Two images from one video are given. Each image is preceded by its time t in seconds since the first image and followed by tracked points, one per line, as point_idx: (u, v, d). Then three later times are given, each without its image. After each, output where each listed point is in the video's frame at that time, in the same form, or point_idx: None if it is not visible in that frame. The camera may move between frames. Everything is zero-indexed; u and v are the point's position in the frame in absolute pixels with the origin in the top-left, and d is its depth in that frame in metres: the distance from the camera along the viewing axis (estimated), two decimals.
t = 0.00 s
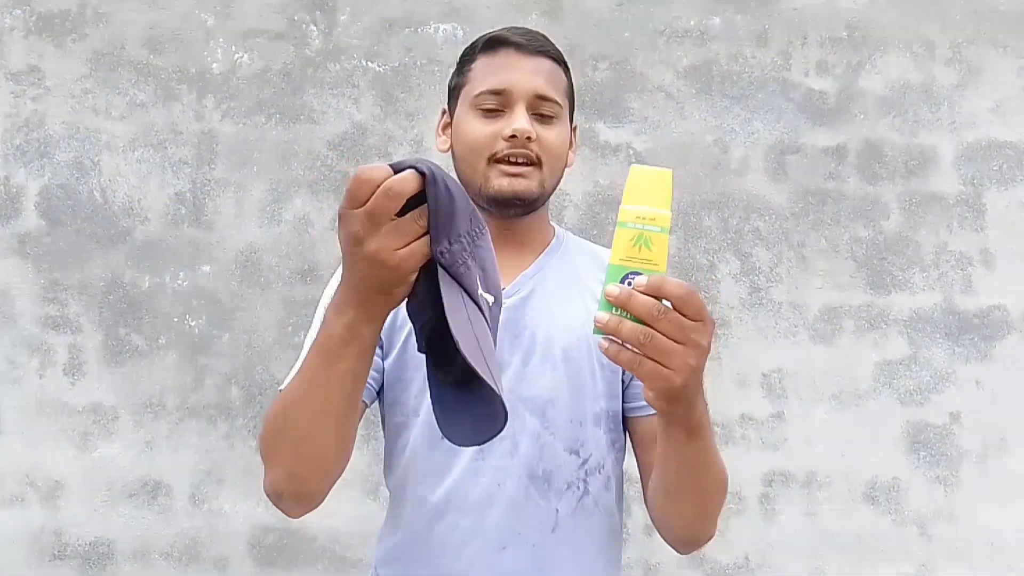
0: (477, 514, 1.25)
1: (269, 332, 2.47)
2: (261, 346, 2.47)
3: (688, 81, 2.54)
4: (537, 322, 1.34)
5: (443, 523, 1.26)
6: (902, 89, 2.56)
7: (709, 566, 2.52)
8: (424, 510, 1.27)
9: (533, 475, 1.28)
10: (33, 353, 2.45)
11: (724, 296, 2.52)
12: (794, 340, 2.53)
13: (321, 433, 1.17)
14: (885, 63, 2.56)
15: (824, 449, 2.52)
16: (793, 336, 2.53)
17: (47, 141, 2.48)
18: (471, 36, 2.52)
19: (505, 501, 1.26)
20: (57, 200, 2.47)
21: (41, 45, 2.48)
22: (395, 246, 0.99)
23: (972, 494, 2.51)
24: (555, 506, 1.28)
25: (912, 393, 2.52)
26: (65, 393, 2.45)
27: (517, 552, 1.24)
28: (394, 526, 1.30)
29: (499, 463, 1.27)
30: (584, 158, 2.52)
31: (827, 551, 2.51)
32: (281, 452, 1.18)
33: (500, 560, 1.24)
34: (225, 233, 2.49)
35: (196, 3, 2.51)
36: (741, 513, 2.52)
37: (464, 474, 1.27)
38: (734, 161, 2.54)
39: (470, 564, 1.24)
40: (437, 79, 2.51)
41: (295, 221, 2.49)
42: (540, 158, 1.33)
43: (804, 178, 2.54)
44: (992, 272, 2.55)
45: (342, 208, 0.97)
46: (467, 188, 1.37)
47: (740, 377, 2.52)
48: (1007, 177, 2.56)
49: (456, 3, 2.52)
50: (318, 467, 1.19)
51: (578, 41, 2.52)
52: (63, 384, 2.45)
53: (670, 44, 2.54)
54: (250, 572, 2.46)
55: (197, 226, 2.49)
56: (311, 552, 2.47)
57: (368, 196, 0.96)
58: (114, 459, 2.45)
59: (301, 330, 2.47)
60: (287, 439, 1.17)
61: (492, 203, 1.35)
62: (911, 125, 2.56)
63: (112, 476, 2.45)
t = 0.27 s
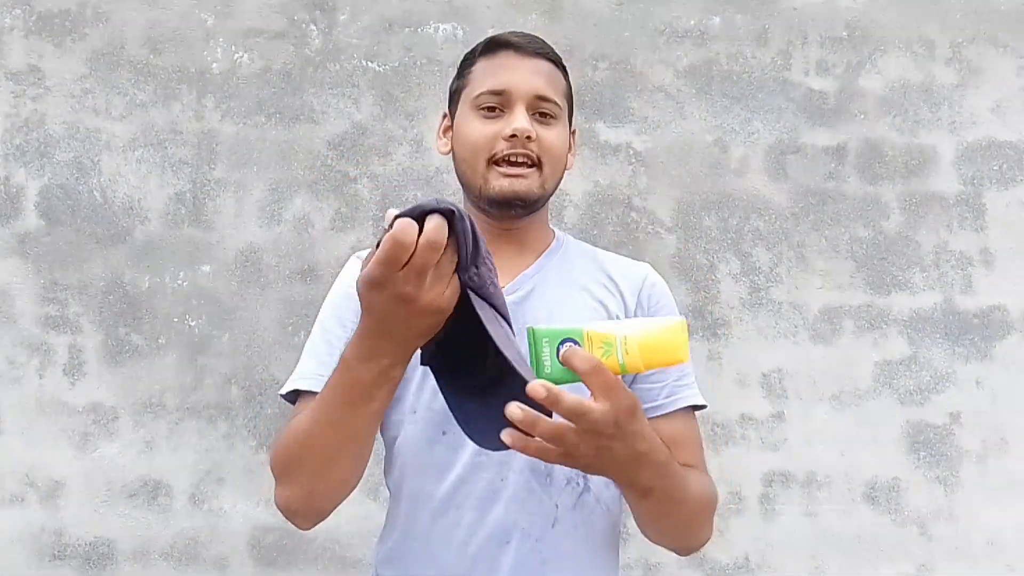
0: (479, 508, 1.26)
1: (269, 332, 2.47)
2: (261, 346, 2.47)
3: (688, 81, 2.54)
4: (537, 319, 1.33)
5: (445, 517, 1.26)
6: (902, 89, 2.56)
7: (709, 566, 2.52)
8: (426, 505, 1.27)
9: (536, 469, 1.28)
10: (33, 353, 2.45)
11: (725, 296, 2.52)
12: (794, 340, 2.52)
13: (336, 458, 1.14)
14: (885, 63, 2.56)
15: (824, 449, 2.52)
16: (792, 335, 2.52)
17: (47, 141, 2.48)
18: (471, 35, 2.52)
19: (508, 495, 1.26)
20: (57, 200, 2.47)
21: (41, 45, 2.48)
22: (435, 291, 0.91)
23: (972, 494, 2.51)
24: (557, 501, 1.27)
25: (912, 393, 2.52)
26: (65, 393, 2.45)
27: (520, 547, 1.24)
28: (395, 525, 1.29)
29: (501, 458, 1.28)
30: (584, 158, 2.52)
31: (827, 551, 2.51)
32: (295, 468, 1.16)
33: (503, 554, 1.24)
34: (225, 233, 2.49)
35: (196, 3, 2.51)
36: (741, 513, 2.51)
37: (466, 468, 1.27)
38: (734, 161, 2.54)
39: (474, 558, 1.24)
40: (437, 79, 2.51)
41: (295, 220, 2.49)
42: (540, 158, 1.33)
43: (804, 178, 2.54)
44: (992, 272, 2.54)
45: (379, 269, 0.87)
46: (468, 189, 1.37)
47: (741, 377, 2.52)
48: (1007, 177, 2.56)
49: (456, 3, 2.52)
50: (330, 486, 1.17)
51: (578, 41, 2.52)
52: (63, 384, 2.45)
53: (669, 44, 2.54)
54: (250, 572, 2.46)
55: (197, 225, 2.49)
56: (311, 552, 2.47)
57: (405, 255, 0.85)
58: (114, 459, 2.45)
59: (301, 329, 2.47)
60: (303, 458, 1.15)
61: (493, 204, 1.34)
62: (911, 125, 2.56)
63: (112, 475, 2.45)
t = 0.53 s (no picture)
0: (478, 512, 1.26)
1: (269, 332, 2.47)
2: (261, 346, 2.47)
3: (688, 82, 2.54)
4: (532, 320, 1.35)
5: (444, 521, 1.26)
6: (902, 90, 2.56)
7: (709, 566, 2.52)
8: (424, 509, 1.27)
9: (533, 473, 1.28)
10: (33, 353, 2.45)
11: (725, 297, 2.52)
12: (794, 341, 2.53)
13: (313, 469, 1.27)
14: (885, 64, 2.56)
15: (824, 450, 2.52)
16: (792, 336, 2.52)
17: (47, 141, 2.48)
18: (471, 36, 2.52)
19: (506, 499, 1.26)
20: (57, 201, 2.47)
21: (41, 45, 2.48)
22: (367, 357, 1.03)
23: (972, 494, 2.51)
24: (555, 504, 1.28)
25: (912, 393, 2.52)
26: (65, 393, 2.45)
27: (518, 550, 1.25)
28: (394, 527, 1.30)
29: (499, 461, 1.28)
30: (584, 158, 2.52)
31: (827, 551, 2.51)
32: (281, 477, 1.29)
33: (502, 557, 1.24)
34: (225, 233, 2.49)
35: (196, 3, 2.51)
36: (741, 513, 2.51)
37: (464, 472, 1.27)
38: (734, 162, 2.54)
39: (473, 561, 1.24)
40: (437, 80, 2.51)
41: (295, 221, 2.49)
42: (540, 157, 1.33)
43: (804, 178, 2.54)
44: (992, 272, 2.55)
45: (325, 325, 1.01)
46: (467, 188, 1.37)
47: (741, 377, 2.52)
48: (1006, 177, 2.56)
49: (456, 3, 2.53)
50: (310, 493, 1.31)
51: (577, 41, 2.53)
52: (63, 385, 2.45)
53: (669, 44, 2.54)
54: (250, 573, 2.46)
55: (197, 226, 2.49)
56: (311, 552, 2.47)
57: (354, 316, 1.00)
58: (114, 459, 2.45)
59: (302, 329, 2.47)
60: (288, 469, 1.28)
61: (492, 203, 1.34)
62: (911, 126, 2.56)
63: (112, 476, 2.45)
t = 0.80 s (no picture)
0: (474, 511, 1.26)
1: (269, 332, 2.47)
2: (261, 346, 2.47)
3: (688, 81, 2.54)
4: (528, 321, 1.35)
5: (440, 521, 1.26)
6: (902, 89, 2.56)
7: (709, 566, 2.52)
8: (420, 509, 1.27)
9: (529, 471, 1.29)
10: (33, 353, 2.45)
11: (724, 297, 2.52)
12: (794, 340, 2.53)
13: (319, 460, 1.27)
14: (885, 64, 2.56)
15: (824, 449, 2.52)
16: (792, 336, 2.52)
17: (47, 141, 2.48)
18: (471, 36, 2.52)
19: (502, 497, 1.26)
20: (57, 201, 2.47)
21: (41, 45, 2.48)
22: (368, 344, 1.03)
23: (972, 494, 2.51)
24: (551, 502, 1.28)
25: (911, 393, 2.52)
26: (65, 393, 2.45)
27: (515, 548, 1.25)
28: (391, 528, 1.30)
29: (495, 460, 1.28)
30: (584, 158, 2.52)
31: (827, 551, 2.51)
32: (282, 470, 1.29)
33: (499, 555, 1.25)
34: (225, 233, 2.49)
35: (196, 3, 2.51)
36: (741, 513, 2.51)
37: (459, 471, 1.28)
38: (734, 161, 2.54)
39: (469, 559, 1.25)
40: (436, 80, 2.51)
41: (295, 220, 2.49)
42: (533, 164, 1.33)
43: (804, 178, 2.54)
44: (992, 272, 2.55)
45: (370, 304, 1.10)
46: (461, 193, 1.38)
47: (740, 377, 2.52)
48: (1006, 177, 2.56)
49: (456, 3, 2.52)
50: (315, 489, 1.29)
51: (577, 41, 2.52)
52: (63, 384, 2.45)
53: (669, 44, 2.54)
54: (250, 572, 2.46)
55: (197, 225, 2.49)
56: (311, 552, 2.48)
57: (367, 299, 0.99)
58: (114, 459, 2.45)
59: (302, 329, 2.47)
60: (288, 462, 1.27)
61: (486, 210, 1.35)
62: (911, 125, 2.56)
63: (112, 476, 2.45)
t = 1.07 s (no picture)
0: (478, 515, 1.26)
1: (269, 332, 2.47)
2: (261, 346, 2.47)
3: (688, 81, 2.54)
4: (533, 322, 1.34)
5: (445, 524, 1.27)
6: (902, 89, 2.56)
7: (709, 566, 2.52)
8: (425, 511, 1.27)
9: (534, 474, 1.28)
10: (33, 353, 2.45)
11: (724, 297, 2.52)
12: (794, 340, 2.52)
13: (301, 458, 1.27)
14: (885, 64, 2.56)
15: (824, 450, 2.52)
16: (792, 336, 2.52)
17: (47, 141, 2.48)
18: (471, 36, 2.52)
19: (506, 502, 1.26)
20: (57, 201, 2.47)
21: (41, 45, 2.48)
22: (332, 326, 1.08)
23: (972, 494, 2.51)
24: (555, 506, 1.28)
25: (911, 393, 2.52)
26: (65, 393, 2.45)
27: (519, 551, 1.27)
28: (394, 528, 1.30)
29: (500, 463, 1.28)
30: (585, 158, 2.52)
31: (827, 551, 2.51)
32: (267, 470, 1.30)
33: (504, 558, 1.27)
34: (225, 233, 2.49)
35: (196, 3, 2.51)
36: (741, 513, 2.51)
37: (464, 474, 1.27)
38: (734, 161, 2.54)
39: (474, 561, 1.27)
40: (436, 80, 2.51)
41: (295, 220, 2.49)
42: (535, 166, 1.33)
43: (804, 178, 2.54)
44: (993, 272, 2.54)
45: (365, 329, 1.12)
46: (463, 194, 1.38)
47: (740, 377, 2.52)
48: (1006, 177, 2.56)
49: (456, 3, 2.53)
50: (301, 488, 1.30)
51: (577, 41, 2.52)
52: (63, 384, 2.45)
53: (669, 44, 2.54)
54: (250, 572, 2.46)
55: (197, 225, 2.49)
56: (311, 552, 2.48)
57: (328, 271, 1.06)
58: (114, 459, 2.45)
59: (302, 329, 2.47)
60: (276, 460, 1.28)
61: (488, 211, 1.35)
62: (911, 125, 2.56)
63: (112, 476, 2.45)
